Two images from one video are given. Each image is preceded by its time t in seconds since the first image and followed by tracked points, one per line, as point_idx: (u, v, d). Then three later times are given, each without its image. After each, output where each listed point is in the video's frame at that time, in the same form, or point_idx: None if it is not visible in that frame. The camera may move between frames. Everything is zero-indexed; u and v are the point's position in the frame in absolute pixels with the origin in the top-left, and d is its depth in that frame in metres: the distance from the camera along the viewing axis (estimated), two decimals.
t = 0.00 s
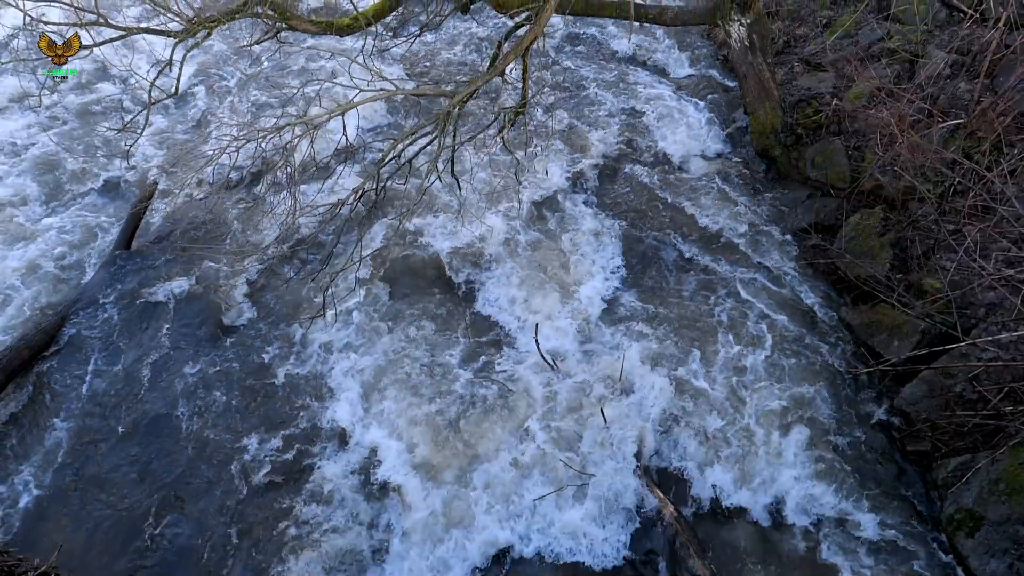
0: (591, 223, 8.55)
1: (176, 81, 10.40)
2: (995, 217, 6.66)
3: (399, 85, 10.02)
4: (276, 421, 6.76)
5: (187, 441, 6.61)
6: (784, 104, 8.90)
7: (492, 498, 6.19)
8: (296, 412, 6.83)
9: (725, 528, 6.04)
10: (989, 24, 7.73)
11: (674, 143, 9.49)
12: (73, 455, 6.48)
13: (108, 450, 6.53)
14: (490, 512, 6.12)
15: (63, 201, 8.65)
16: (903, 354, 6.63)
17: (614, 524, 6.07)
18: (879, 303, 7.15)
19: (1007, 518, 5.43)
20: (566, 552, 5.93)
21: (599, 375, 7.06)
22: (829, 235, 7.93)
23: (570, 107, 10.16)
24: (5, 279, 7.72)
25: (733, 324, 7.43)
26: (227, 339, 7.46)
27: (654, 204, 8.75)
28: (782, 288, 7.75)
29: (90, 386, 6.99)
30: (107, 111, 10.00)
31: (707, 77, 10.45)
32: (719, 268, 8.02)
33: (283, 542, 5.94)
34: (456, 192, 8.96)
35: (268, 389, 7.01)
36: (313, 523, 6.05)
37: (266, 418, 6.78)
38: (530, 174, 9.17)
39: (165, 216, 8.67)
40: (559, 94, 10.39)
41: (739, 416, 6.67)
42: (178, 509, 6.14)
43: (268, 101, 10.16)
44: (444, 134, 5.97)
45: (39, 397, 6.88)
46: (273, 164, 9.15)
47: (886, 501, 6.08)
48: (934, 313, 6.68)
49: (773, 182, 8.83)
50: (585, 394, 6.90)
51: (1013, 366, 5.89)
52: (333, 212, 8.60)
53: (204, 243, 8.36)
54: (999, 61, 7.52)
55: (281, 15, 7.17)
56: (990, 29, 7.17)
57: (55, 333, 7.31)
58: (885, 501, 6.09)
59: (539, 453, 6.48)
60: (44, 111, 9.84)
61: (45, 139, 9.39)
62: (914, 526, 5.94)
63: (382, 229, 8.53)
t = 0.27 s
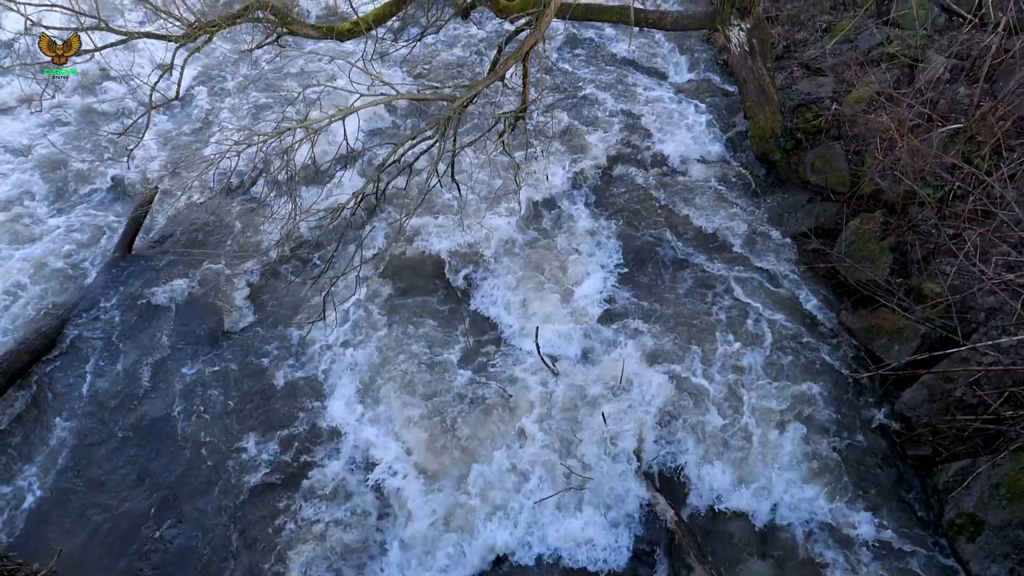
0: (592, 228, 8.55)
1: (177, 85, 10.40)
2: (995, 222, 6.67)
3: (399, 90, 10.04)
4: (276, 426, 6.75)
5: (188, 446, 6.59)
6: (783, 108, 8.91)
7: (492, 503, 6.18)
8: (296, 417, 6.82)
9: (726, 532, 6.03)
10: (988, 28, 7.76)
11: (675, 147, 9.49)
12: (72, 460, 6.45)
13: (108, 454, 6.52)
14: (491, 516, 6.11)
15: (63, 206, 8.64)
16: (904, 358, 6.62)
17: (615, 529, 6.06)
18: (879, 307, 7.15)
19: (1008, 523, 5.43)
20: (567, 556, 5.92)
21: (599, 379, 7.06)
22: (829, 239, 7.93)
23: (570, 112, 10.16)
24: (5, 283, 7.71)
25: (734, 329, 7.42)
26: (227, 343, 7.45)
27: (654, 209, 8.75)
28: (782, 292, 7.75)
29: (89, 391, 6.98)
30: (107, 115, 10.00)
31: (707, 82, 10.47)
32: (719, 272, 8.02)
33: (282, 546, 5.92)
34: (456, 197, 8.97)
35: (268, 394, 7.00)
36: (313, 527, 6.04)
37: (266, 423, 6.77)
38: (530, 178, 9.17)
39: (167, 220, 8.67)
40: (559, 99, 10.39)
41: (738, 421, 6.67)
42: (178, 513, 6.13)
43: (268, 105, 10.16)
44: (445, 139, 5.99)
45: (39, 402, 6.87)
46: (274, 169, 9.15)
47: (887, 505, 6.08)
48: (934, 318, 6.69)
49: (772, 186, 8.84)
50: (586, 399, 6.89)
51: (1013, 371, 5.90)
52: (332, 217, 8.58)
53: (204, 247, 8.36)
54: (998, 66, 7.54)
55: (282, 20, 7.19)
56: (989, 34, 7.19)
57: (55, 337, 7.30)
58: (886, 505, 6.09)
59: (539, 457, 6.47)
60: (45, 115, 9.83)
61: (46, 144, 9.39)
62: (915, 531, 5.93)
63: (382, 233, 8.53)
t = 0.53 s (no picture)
0: (592, 232, 8.55)
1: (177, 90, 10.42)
2: (995, 226, 6.67)
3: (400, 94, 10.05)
4: (275, 430, 6.74)
5: (187, 450, 6.59)
6: (783, 113, 8.92)
7: (492, 508, 6.19)
8: (295, 421, 6.81)
9: (725, 537, 6.03)
10: (987, 33, 7.77)
11: (675, 151, 9.49)
12: (72, 464, 6.46)
13: (108, 458, 6.53)
14: (490, 521, 6.12)
15: (64, 210, 8.66)
16: (904, 362, 6.63)
17: (614, 533, 6.06)
18: (879, 311, 7.15)
19: (1008, 528, 5.39)
20: (566, 561, 5.92)
21: (599, 384, 7.06)
22: (828, 243, 7.94)
23: (570, 116, 10.18)
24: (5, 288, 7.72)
25: (733, 333, 7.43)
26: (227, 348, 7.45)
27: (654, 213, 8.76)
28: (782, 296, 7.76)
29: (89, 395, 6.99)
30: (108, 119, 10.02)
31: (706, 87, 10.48)
32: (719, 276, 8.02)
33: (281, 551, 5.92)
34: (456, 201, 8.98)
35: (268, 398, 6.99)
36: (312, 532, 6.03)
37: (265, 427, 6.77)
38: (530, 183, 9.18)
39: (167, 225, 8.67)
40: (559, 103, 10.41)
41: (738, 425, 6.67)
42: (178, 517, 6.14)
43: (268, 109, 10.17)
44: (444, 144, 6.02)
45: (39, 406, 6.88)
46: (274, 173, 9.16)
47: (887, 510, 6.07)
48: (934, 322, 6.69)
49: (772, 191, 8.85)
50: (585, 404, 6.88)
51: (1013, 375, 5.89)
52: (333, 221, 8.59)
53: (204, 251, 8.38)
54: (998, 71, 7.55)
55: (282, 24, 7.22)
56: (988, 38, 7.20)
57: (55, 342, 7.31)
58: (885, 510, 6.08)
59: (538, 462, 6.47)
60: (46, 120, 9.86)
61: (47, 149, 9.41)
62: (915, 535, 5.92)
63: (382, 237, 8.53)
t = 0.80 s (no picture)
0: (592, 238, 8.55)
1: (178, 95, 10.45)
2: (995, 230, 6.67)
3: (400, 99, 10.07)
4: (275, 435, 6.73)
5: (187, 454, 6.59)
6: (783, 118, 8.93)
7: (492, 513, 6.18)
8: (296, 427, 6.80)
9: (726, 543, 6.01)
10: (987, 37, 7.77)
11: (676, 156, 9.50)
12: (71, 468, 6.46)
13: (108, 463, 6.53)
14: (490, 527, 6.11)
15: (65, 214, 8.68)
16: (904, 367, 6.63)
17: (614, 539, 6.04)
18: (879, 316, 7.15)
19: (1009, 532, 5.37)
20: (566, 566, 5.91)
21: (599, 389, 7.05)
22: (828, 248, 7.94)
23: (570, 121, 10.19)
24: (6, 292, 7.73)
25: (734, 339, 7.42)
26: (227, 352, 7.44)
27: (654, 218, 8.76)
28: (782, 301, 7.76)
29: (89, 400, 6.98)
30: (109, 123, 10.03)
31: (707, 92, 10.49)
32: (719, 283, 8.01)
33: (281, 556, 5.91)
34: (456, 206, 8.98)
35: (267, 404, 6.99)
36: (310, 537, 6.01)
37: (265, 432, 6.76)
38: (530, 188, 9.19)
39: (167, 229, 8.67)
40: (560, 108, 10.43)
41: (739, 431, 6.66)
42: (177, 522, 6.13)
43: (269, 114, 10.19)
44: (445, 149, 6.07)
45: (38, 410, 6.88)
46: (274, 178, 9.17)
47: (887, 515, 6.07)
48: (934, 327, 6.69)
49: (772, 196, 8.85)
50: (585, 410, 6.88)
51: (1014, 380, 5.89)
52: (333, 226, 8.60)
53: (204, 256, 8.37)
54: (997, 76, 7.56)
55: (283, 29, 7.24)
56: (988, 43, 7.20)
57: (55, 346, 7.32)
58: (886, 516, 6.07)
59: (538, 467, 6.46)
60: (47, 125, 9.89)
61: (47, 154, 9.43)
62: (916, 541, 5.91)
63: (382, 242, 8.53)
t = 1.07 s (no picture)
0: (592, 242, 8.55)
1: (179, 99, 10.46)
2: (995, 235, 6.68)
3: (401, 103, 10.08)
4: (276, 440, 6.73)
5: (186, 459, 6.58)
6: (783, 122, 8.94)
7: (493, 518, 6.19)
8: (297, 432, 6.80)
9: (727, 548, 6.02)
10: (986, 42, 7.79)
11: (676, 160, 9.50)
12: (71, 473, 6.46)
13: (108, 468, 6.53)
14: (491, 533, 6.12)
15: (66, 218, 8.68)
16: (905, 372, 6.63)
17: (615, 545, 6.05)
18: (879, 320, 7.16)
19: (1010, 537, 5.38)
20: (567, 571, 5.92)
21: (599, 394, 7.04)
22: (828, 252, 7.94)
23: (570, 125, 10.20)
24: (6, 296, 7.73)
25: (735, 344, 7.42)
26: (227, 357, 7.44)
27: (655, 223, 8.76)
28: (783, 305, 7.75)
29: (89, 404, 6.98)
30: (110, 127, 10.04)
31: (707, 96, 10.51)
32: (719, 287, 8.01)
33: (282, 561, 5.92)
34: (457, 211, 8.99)
35: (268, 408, 6.99)
36: (311, 542, 6.02)
37: (266, 437, 6.76)
38: (531, 192, 9.20)
39: (168, 234, 8.67)
40: (560, 112, 10.44)
41: (741, 436, 6.65)
42: (178, 527, 6.13)
43: (270, 119, 10.20)
44: (444, 153, 6.21)
45: (38, 415, 6.87)
46: (275, 183, 9.18)
47: (888, 520, 6.07)
48: (934, 331, 6.69)
49: (772, 200, 8.85)
50: (586, 414, 6.87)
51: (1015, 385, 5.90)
52: (334, 230, 8.60)
53: (205, 260, 8.38)
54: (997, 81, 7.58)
55: (284, 34, 7.27)
56: (987, 48, 7.22)
57: (56, 350, 7.31)
58: (887, 521, 6.06)
59: (538, 472, 6.46)
60: (48, 129, 9.89)
61: (48, 158, 9.43)
62: (917, 546, 5.90)
63: (382, 246, 8.52)
